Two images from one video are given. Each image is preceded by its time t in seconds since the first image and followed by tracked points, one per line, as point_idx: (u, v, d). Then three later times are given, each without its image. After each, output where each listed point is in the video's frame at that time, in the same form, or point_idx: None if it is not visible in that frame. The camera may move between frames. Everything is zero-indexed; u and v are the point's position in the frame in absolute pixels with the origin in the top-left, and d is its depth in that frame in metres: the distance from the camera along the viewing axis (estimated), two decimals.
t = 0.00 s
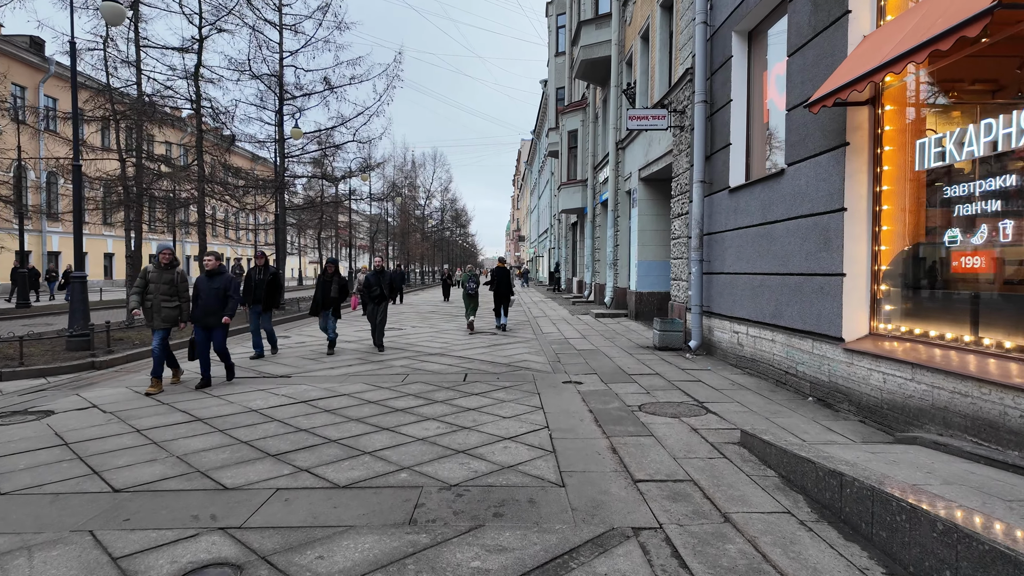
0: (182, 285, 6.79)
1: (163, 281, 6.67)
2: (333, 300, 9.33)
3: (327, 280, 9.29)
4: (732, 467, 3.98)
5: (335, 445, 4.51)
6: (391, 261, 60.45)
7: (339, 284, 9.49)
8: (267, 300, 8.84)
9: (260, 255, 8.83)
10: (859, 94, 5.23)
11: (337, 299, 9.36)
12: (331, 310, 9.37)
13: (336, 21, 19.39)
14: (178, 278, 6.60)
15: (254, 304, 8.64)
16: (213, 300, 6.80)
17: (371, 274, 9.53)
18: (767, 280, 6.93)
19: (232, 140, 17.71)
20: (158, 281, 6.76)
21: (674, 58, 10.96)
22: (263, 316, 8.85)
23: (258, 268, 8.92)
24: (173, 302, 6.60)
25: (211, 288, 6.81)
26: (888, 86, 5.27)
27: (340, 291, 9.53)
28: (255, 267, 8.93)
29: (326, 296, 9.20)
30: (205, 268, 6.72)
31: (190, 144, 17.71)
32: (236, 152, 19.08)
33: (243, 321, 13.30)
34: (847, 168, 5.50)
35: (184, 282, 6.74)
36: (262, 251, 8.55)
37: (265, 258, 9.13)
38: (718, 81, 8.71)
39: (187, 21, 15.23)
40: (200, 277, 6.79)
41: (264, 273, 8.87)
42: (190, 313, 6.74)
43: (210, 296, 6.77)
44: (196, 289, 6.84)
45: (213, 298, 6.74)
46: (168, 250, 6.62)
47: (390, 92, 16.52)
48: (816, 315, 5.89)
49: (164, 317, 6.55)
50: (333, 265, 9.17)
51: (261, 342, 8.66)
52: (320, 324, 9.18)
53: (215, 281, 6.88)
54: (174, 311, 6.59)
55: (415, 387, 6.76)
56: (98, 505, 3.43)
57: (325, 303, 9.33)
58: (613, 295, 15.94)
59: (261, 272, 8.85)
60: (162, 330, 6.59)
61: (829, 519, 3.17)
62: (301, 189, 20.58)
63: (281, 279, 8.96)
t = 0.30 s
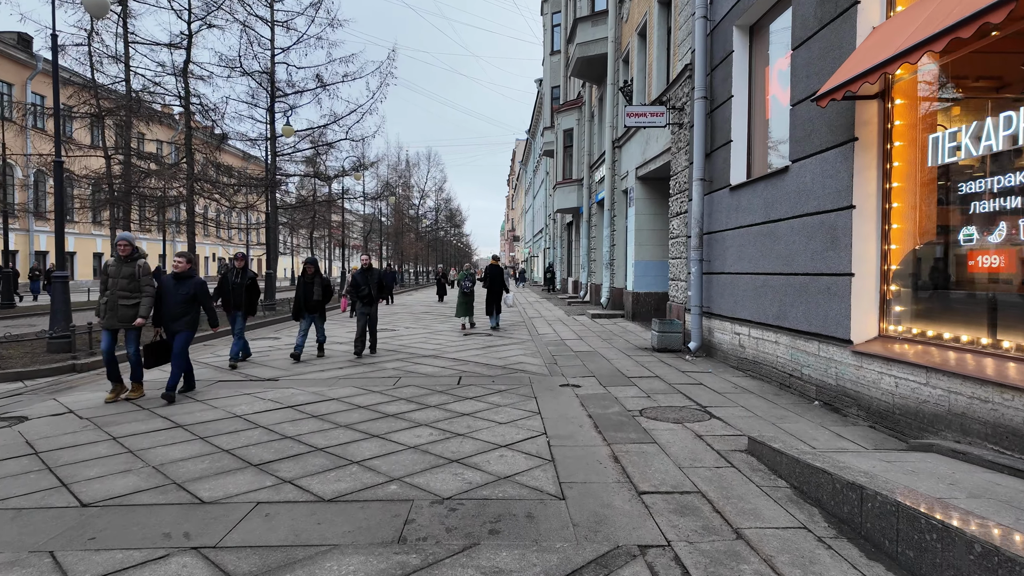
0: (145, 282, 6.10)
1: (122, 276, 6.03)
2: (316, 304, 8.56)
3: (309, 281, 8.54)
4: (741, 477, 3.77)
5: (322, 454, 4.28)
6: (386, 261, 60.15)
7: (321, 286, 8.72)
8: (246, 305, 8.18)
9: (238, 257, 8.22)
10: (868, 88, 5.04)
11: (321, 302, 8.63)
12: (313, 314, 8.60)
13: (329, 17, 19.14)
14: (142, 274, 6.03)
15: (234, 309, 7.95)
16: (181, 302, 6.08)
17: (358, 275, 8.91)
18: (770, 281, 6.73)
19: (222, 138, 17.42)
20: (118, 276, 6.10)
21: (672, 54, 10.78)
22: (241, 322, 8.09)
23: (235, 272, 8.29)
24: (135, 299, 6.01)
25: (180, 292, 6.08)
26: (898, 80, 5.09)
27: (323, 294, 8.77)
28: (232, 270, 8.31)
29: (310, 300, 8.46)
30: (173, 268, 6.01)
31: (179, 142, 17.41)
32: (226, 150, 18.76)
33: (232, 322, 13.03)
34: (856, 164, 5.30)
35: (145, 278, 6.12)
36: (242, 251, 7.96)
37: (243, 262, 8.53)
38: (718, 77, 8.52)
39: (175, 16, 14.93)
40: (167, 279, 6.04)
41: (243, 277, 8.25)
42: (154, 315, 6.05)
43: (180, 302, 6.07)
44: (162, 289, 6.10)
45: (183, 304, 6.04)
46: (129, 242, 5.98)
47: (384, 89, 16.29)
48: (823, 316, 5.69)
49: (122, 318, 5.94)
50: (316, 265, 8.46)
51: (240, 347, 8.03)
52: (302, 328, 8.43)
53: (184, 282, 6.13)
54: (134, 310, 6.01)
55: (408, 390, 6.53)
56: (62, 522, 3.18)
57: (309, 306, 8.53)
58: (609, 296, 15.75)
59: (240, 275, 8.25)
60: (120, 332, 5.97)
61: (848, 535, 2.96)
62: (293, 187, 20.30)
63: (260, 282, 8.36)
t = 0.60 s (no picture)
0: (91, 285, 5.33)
1: (64, 280, 5.23)
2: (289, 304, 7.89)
3: (280, 278, 7.90)
4: (749, 489, 3.52)
5: (300, 465, 4.00)
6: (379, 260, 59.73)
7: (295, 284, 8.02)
8: (214, 302, 7.40)
9: (207, 248, 7.43)
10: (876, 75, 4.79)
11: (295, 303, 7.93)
12: (286, 314, 7.90)
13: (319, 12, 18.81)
14: (85, 278, 5.19)
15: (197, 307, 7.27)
16: (136, 301, 5.46)
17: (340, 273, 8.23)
18: (772, 278, 6.49)
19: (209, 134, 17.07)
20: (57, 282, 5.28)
21: (668, 46, 10.53)
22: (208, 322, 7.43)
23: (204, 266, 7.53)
24: (78, 305, 5.22)
25: (135, 287, 5.51)
26: (908, 67, 4.84)
27: (298, 293, 8.05)
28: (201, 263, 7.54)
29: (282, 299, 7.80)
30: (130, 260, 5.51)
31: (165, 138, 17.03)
32: (215, 147, 18.39)
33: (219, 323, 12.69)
34: (863, 155, 5.06)
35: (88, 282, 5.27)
36: (209, 243, 7.15)
37: (212, 254, 7.72)
38: (717, 68, 8.27)
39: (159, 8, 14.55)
40: (121, 274, 5.50)
41: (211, 271, 7.47)
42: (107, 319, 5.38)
43: (135, 297, 5.46)
44: (114, 290, 5.49)
45: (139, 301, 5.43)
46: (66, 240, 5.21)
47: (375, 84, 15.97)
48: (829, 316, 5.46)
49: (63, 328, 5.11)
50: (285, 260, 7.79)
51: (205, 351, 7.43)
52: (274, 331, 7.82)
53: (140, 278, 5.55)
54: (78, 318, 5.22)
55: (395, 393, 6.25)
56: (7, 545, 2.89)
57: (280, 306, 7.85)
58: (604, 294, 15.52)
59: (209, 269, 7.47)
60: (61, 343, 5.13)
61: (869, 556, 2.72)
62: (283, 185, 19.96)
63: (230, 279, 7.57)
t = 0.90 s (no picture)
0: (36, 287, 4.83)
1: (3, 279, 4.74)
2: (268, 309, 7.39)
3: (258, 281, 7.39)
4: (763, 505, 3.29)
5: (283, 478, 3.75)
6: (378, 261, 59.48)
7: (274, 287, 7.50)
8: (183, 309, 6.69)
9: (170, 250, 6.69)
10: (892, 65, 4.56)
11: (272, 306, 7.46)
12: (263, 319, 7.42)
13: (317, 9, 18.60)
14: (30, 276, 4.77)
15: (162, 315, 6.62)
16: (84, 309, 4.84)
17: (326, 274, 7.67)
18: (780, 279, 6.25)
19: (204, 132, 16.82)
20: None
21: (671, 42, 10.29)
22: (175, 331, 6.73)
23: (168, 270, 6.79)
24: (19, 307, 4.74)
25: (86, 294, 4.91)
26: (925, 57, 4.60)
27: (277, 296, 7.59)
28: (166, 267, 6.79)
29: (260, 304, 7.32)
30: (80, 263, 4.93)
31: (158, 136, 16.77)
32: (210, 145, 18.14)
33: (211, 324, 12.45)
34: (878, 150, 4.82)
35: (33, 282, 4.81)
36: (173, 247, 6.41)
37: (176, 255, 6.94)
38: (721, 63, 8.04)
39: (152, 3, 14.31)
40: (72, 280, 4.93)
41: (178, 275, 6.73)
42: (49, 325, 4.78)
43: (86, 307, 4.86)
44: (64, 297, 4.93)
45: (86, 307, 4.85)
46: (8, 235, 4.76)
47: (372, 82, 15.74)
48: (841, 318, 5.22)
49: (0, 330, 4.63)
50: (265, 261, 7.33)
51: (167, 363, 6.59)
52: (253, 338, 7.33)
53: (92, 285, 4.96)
54: (18, 322, 4.72)
55: (388, 398, 6.02)
56: None
57: (256, 311, 7.35)
58: (604, 295, 15.28)
59: (174, 274, 6.71)
60: None
61: None
62: (279, 184, 19.70)
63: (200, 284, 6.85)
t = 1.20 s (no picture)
0: None
1: None
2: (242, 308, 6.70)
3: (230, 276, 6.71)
4: (785, 523, 3.02)
5: (265, 491, 3.48)
6: (376, 260, 59.16)
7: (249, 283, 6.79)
8: (142, 308, 6.00)
9: (133, 244, 6.12)
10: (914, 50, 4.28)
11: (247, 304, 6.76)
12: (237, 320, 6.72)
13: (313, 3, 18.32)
14: None
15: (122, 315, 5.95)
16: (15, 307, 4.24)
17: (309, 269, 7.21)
18: (792, 278, 5.99)
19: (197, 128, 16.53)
20: None
21: (674, 33, 10.02)
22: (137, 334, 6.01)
23: (129, 265, 6.16)
24: None
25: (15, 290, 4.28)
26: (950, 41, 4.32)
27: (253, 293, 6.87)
28: (127, 262, 6.18)
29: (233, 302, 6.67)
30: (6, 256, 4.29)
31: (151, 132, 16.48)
32: (204, 142, 17.85)
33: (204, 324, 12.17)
34: (899, 140, 4.54)
35: None
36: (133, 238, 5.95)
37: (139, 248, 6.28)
38: (727, 53, 7.77)
39: None
40: None
41: (138, 270, 6.09)
42: None
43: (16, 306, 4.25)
44: None
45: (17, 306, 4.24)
46: None
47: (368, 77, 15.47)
48: (857, 319, 4.96)
49: None
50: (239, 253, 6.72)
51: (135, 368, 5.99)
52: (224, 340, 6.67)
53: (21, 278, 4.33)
54: None
55: (382, 401, 5.75)
56: None
57: (229, 311, 6.67)
58: (605, 294, 15.02)
59: (135, 268, 6.10)
60: None
61: None
62: (274, 181, 19.41)
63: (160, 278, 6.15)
